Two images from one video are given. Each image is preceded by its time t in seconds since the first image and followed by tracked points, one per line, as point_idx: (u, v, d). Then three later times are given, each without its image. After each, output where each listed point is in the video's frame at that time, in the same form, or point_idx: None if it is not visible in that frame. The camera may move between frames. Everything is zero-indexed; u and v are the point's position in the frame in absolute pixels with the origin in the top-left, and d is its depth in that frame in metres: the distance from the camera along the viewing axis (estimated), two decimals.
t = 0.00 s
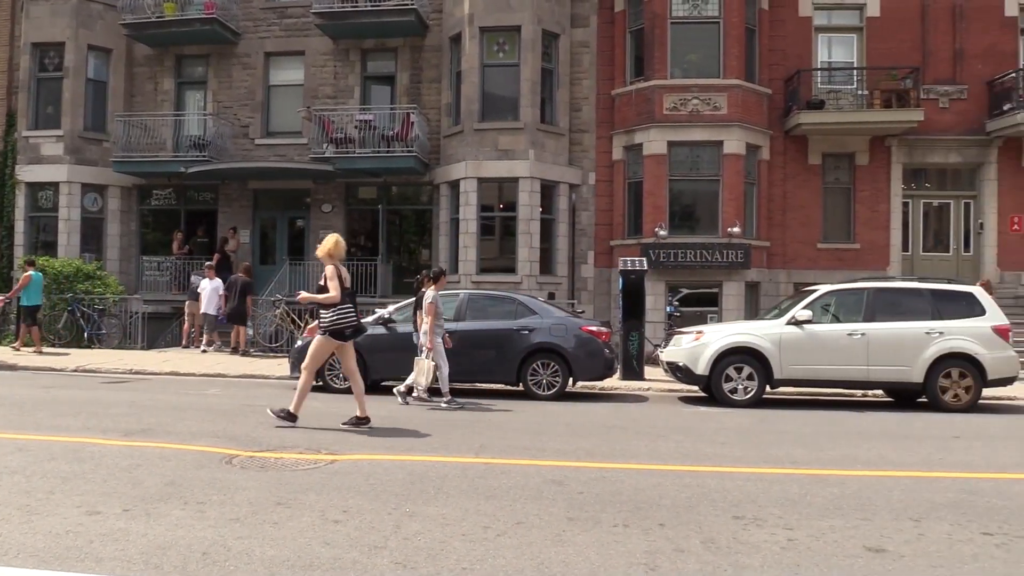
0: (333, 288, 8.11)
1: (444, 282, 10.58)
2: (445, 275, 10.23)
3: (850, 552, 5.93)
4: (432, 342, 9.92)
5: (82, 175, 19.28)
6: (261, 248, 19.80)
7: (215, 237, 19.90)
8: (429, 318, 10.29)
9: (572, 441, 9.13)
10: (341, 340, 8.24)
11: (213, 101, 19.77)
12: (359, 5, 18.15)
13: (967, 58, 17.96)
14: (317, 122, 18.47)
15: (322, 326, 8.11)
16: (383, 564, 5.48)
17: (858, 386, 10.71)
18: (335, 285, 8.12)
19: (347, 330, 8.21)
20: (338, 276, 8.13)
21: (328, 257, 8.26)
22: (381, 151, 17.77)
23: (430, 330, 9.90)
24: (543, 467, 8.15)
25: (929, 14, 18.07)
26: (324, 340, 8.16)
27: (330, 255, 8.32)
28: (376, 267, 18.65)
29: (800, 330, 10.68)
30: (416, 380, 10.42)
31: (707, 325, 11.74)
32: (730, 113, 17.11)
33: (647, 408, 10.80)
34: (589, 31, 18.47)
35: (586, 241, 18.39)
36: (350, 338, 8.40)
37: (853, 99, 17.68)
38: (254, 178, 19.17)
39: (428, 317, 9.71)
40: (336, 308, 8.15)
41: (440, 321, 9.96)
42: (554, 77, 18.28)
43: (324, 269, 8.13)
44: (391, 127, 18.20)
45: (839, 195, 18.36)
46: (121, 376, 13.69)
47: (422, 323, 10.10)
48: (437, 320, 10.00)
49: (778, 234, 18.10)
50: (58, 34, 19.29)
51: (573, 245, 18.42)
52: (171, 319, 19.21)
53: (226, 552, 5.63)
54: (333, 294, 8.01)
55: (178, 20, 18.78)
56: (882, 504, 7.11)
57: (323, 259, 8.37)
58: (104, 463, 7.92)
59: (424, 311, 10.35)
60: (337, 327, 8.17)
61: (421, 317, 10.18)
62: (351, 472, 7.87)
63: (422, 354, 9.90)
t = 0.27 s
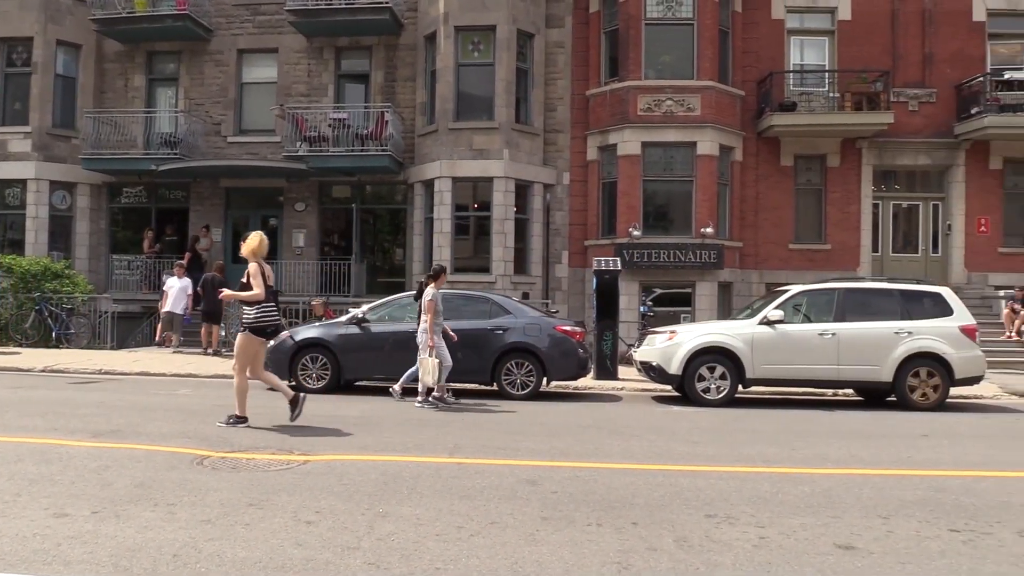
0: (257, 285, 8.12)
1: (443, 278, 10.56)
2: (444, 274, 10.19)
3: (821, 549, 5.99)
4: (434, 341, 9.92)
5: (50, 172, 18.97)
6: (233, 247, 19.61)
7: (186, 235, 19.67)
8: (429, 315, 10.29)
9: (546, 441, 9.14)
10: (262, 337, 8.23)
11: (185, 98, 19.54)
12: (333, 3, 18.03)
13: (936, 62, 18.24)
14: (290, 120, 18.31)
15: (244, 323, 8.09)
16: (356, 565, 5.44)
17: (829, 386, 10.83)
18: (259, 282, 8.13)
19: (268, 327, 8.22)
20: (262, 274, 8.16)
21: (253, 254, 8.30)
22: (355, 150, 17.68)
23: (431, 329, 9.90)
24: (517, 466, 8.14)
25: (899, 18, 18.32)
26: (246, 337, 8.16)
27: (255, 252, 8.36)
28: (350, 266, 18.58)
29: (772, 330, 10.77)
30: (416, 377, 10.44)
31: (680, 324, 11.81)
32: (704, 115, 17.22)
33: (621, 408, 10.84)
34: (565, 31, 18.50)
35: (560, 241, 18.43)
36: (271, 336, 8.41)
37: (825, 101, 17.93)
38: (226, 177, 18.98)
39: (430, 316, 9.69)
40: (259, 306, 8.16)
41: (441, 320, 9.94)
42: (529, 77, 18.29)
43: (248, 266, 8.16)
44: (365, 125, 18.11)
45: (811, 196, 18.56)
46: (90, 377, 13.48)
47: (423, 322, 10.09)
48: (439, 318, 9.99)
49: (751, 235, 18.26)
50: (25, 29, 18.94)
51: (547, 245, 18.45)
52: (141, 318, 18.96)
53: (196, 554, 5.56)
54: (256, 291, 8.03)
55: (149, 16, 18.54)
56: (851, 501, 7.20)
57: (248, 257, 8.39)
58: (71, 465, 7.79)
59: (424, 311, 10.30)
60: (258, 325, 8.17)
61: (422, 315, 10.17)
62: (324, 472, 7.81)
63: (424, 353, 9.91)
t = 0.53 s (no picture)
0: (180, 284, 8.18)
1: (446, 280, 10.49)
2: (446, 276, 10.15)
3: (793, 547, 6.04)
4: (436, 344, 9.88)
5: (18, 169, 18.65)
6: (205, 246, 19.41)
7: (157, 234, 19.44)
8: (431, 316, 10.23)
9: (520, 440, 9.15)
10: (194, 334, 8.32)
11: (156, 94, 19.31)
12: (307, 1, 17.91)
13: (905, 66, 18.50)
14: (263, 118, 18.15)
15: (171, 322, 8.17)
16: (329, 566, 5.40)
17: (800, 385, 10.94)
18: (183, 280, 8.20)
19: (197, 324, 8.29)
20: (185, 271, 8.21)
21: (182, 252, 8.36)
22: (329, 149, 17.57)
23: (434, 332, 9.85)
24: (491, 466, 8.14)
25: (870, 22, 18.56)
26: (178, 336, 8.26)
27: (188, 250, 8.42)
28: (324, 266, 18.47)
29: (745, 330, 10.86)
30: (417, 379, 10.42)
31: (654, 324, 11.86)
32: (678, 116, 17.33)
33: (595, 407, 10.88)
34: (540, 31, 18.52)
35: (535, 241, 18.45)
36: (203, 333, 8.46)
37: (797, 104, 18.02)
38: (198, 174, 18.78)
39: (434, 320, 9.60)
40: (182, 304, 8.22)
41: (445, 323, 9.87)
42: (505, 77, 18.29)
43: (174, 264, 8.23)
44: (340, 124, 18.01)
45: (783, 197, 18.74)
46: (59, 377, 13.27)
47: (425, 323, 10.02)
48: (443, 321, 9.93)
49: (724, 235, 18.39)
50: None
51: (522, 245, 18.46)
52: (111, 317, 18.70)
53: (167, 557, 5.49)
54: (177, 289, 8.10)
55: (120, 11, 18.29)
56: (822, 499, 7.27)
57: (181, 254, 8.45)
58: (39, 467, 7.66)
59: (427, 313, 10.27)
60: (185, 322, 8.24)
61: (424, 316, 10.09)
62: (297, 473, 7.75)
63: (427, 356, 9.85)
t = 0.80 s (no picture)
0: (111, 280, 8.20)
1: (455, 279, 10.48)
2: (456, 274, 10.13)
3: (770, 545, 6.09)
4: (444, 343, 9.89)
5: None
6: (183, 244, 19.25)
7: (134, 233, 19.25)
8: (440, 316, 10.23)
9: (500, 440, 9.14)
10: (119, 333, 8.36)
11: (133, 92, 19.12)
12: None
13: (882, 68, 18.70)
14: (242, 117, 18.02)
15: (98, 319, 8.16)
16: (308, 567, 5.37)
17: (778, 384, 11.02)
18: (113, 277, 8.21)
19: (125, 322, 8.36)
20: (117, 268, 8.25)
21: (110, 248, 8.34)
22: (308, 147, 17.48)
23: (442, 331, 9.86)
24: (471, 466, 8.14)
25: (847, 25, 18.74)
26: (101, 333, 8.26)
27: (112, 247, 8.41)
28: (303, 265, 18.37)
29: (723, 329, 10.92)
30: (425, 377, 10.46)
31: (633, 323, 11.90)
32: (657, 116, 17.40)
33: (575, 407, 10.89)
34: (520, 31, 18.52)
35: (515, 241, 18.46)
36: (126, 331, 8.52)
37: (775, 105, 18.16)
38: (175, 172, 18.61)
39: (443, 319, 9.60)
40: (112, 302, 8.25)
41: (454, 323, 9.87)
42: (485, 76, 18.28)
43: (104, 260, 8.22)
44: (319, 123, 17.92)
45: (761, 198, 18.86)
46: (33, 377, 13.09)
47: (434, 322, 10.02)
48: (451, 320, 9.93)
49: (703, 235, 18.46)
50: None
51: (502, 244, 18.46)
52: (87, 317, 18.48)
53: (144, 558, 5.44)
54: (110, 286, 8.12)
55: (96, 7, 18.08)
56: (799, 498, 7.33)
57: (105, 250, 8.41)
58: (13, 468, 7.56)
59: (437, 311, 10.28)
60: (113, 320, 8.27)
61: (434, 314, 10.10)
62: (275, 473, 7.70)
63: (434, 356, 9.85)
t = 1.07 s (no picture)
0: (41, 279, 8.09)
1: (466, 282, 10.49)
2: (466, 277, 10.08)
3: (748, 543, 6.12)
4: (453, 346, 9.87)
5: None
6: (160, 243, 19.08)
7: (111, 231, 19.05)
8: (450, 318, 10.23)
9: (480, 440, 9.14)
10: (49, 333, 8.12)
11: (110, 89, 18.92)
12: None
13: (859, 70, 18.87)
14: (220, 114, 17.88)
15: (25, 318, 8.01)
16: (286, 568, 5.34)
17: (757, 384, 11.09)
18: (42, 276, 8.09)
19: (54, 322, 8.12)
20: (47, 267, 8.13)
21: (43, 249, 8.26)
22: (288, 146, 17.38)
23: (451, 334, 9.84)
24: (451, 465, 8.12)
25: (825, 27, 18.90)
26: (29, 333, 8.07)
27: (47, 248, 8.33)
28: (282, 264, 18.27)
29: (702, 329, 10.97)
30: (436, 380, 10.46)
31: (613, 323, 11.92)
32: (637, 116, 17.45)
33: (555, 407, 10.90)
34: (500, 31, 18.51)
35: (495, 241, 18.46)
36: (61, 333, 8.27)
37: (754, 106, 18.29)
38: (152, 171, 18.43)
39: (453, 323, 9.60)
40: (42, 301, 8.09)
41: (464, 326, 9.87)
42: (466, 76, 18.26)
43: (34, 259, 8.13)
44: (299, 121, 17.83)
45: (740, 199, 18.98)
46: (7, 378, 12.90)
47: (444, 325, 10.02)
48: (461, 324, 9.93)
49: (682, 235, 18.55)
50: None
51: (482, 244, 18.46)
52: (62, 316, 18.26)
53: (119, 560, 5.38)
54: (38, 284, 7.99)
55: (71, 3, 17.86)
56: (777, 496, 7.39)
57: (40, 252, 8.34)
58: None
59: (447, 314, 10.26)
60: (42, 319, 8.07)
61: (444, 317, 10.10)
62: (254, 474, 7.65)
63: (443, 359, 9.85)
